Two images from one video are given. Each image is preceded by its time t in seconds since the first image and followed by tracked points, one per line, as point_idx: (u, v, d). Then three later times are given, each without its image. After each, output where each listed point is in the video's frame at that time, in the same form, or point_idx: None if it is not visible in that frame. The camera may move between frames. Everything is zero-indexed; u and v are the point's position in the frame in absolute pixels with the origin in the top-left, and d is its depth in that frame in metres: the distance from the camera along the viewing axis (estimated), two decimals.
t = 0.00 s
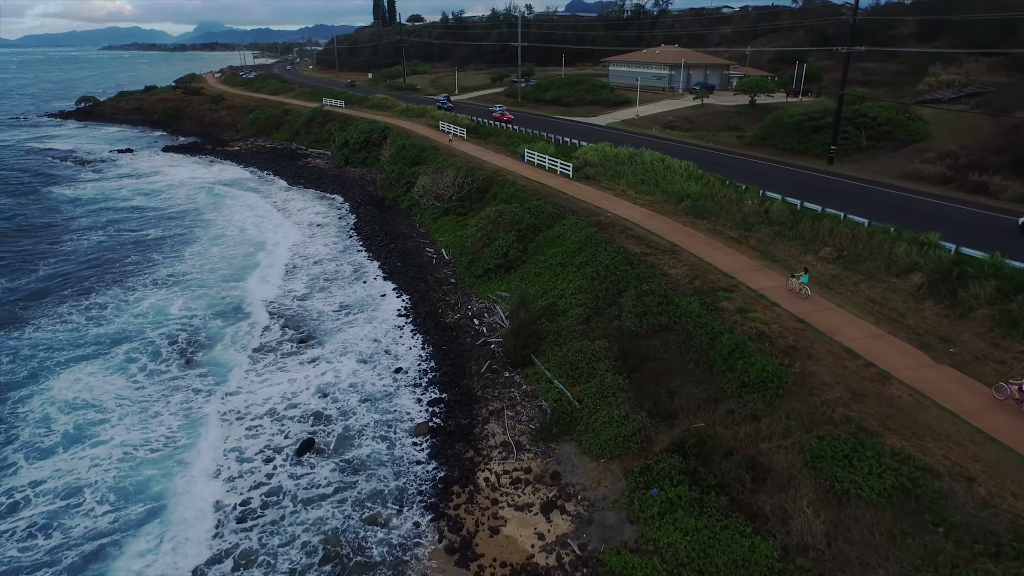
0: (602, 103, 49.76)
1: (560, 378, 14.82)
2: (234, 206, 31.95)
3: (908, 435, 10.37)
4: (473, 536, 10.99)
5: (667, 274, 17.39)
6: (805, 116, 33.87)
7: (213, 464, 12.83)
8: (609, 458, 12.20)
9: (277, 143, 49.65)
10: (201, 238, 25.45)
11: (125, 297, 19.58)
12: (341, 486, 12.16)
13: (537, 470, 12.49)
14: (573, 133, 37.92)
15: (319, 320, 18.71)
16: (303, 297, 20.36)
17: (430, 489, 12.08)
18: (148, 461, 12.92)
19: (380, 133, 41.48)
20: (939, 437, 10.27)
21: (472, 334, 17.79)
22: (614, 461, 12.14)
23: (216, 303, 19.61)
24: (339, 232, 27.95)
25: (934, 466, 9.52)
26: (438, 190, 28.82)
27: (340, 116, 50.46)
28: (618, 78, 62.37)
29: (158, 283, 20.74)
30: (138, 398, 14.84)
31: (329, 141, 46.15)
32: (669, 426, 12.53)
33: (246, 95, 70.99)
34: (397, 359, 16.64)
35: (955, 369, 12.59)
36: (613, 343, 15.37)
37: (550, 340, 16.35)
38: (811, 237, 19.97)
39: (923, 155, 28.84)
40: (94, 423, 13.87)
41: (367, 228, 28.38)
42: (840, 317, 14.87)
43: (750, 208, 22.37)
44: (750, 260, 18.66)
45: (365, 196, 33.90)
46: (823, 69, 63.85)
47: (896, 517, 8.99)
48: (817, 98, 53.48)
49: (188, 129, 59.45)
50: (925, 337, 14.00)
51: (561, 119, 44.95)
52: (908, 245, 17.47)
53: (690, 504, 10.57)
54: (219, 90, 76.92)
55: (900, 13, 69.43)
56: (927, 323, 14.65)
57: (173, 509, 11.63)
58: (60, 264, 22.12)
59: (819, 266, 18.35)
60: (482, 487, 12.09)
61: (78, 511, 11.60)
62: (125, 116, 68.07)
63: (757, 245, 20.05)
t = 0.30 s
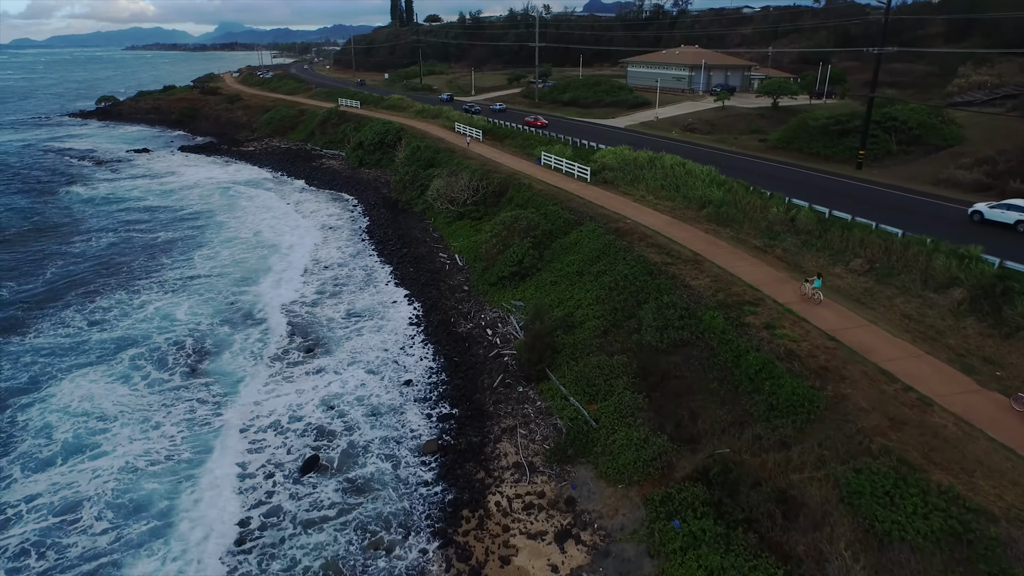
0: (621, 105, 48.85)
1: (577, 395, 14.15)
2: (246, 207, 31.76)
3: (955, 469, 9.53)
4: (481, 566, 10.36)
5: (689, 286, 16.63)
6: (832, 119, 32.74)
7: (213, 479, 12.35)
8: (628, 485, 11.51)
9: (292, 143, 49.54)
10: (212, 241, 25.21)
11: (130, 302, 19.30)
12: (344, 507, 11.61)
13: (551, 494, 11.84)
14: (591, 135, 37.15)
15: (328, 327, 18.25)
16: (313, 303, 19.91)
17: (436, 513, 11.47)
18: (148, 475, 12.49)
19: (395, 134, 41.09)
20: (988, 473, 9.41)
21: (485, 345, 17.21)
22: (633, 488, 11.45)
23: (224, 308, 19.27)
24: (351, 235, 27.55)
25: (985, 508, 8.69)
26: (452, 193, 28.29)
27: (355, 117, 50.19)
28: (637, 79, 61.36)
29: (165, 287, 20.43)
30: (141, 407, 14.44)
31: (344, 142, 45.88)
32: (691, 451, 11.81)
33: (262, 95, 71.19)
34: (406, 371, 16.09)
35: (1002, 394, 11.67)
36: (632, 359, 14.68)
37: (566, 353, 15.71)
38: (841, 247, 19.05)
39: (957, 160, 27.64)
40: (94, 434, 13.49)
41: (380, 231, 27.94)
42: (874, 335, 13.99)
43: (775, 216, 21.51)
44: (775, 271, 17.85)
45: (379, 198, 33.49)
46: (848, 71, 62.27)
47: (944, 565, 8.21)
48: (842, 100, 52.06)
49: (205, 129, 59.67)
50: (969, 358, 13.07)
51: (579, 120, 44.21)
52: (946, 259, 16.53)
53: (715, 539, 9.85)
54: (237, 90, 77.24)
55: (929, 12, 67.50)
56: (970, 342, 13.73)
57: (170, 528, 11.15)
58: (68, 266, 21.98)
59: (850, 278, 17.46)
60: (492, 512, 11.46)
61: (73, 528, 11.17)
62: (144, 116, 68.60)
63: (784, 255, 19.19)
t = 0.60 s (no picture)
0: (641, 106, 47.96)
1: (595, 414, 13.49)
2: (260, 208, 31.68)
3: (1013, 514, 8.68)
4: None
5: (714, 299, 15.86)
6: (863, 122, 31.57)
7: (214, 496, 11.91)
8: (649, 515, 10.84)
9: (310, 143, 49.43)
10: (225, 244, 25.05)
11: (137, 306, 19.09)
12: (348, 531, 11.08)
13: (566, 522, 11.21)
14: (611, 137, 36.41)
15: (338, 335, 17.83)
16: (325, 309, 19.50)
17: (444, 541, 10.89)
18: (148, 490, 12.09)
19: (412, 135, 40.75)
20: None
21: (500, 358, 16.65)
22: (654, 519, 10.78)
23: (234, 312, 18.99)
24: (365, 238, 27.20)
25: None
26: (469, 197, 27.79)
27: (372, 117, 49.99)
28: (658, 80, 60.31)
29: (173, 291, 20.22)
30: (145, 417, 14.10)
31: (360, 142, 45.67)
32: (717, 480, 11.08)
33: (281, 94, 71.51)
34: (417, 384, 15.57)
35: None
36: (653, 377, 13.98)
37: (585, 368, 15.07)
38: (875, 260, 18.10)
39: (997, 166, 26.36)
40: (96, 444, 13.17)
41: (394, 235, 27.53)
42: (916, 356, 13.07)
43: (805, 224, 20.61)
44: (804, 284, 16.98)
45: (394, 200, 33.11)
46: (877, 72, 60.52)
47: None
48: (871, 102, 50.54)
49: (225, 129, 59.95)
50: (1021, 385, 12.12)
51: (598, 122, 43.46)
52: (991, 274, 15.54)
53: None
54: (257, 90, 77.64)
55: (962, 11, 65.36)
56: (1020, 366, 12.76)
57: (168, 549, 10.73)
58: (79, 269, 21.90)
59: (885, 292, 16.53)
60: (503, 540, 10.86)
61: (68, 546, 10.80)
62: (166, 116, 69.27)
63: (814, 266, 18.30)
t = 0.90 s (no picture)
0: (662, 108, 47.02)
1: (613, 435, 12.82)
2: (274, 211, 31.60)
3: None
4: None
5: (740, 313, 15.08)
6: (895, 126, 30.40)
7: (214, 514, 11.44)
8: (671, 550, 10.20)
9: (326, 144, 49.33)
10: (236, 248, 24.90)
11: (144, 311, 18.88)
12: (350, 558, 10.52)
13: (582, 552, 10.59)
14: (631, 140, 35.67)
15: (347, 343, 17.39)
16: (337, 316, 19.10)
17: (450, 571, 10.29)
18: (146, 505, 11.68)
19: (428, 137, 40.32)
20: None
21: (514, 371, 16.13)
22: (677, 555, 10.13)
23: (243, 318, 18.67)
24: (379, 242, 26.84)
25: None
26: (485, 201, 27.27)
27: (389, 117, 49.71)
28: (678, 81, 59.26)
29: (181, 295, 20.01)
30: (147, 427, 13.74)
31: (377, 143, 45.40)
32: (745, 514, 10.38)
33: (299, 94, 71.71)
34: (428, 398, 15.06)
35: None
36: (674, 397, 13.27)
37: (603, 385, 14.45)
38: (911, 273, 17.16)
39: None
40: (96, 456, 12.84)
41: (409, 239, 27.12)
42: (961, 380, 12.17)
43: (835, 234, 19.70)
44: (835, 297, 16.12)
45: (409, 202, 32.73)
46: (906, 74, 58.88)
47: None
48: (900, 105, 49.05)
49: (243, 129, 60.29)
50: None
51: (618, 124, 42.71)
52: None
53: None
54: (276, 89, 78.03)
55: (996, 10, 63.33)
56: None
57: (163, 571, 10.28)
58: (89, 271, 21.86)
59: (924, 308, 15.60)
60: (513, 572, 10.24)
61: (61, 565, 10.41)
62: (186, 116, 69.95)
63: (845, 278, 17.41)
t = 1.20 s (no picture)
0: (697, 111, 45.78)
1: (644, 461, 12.17)
2: (301, 213, 32.06)
3: None
4: None
5: (781, 331, 14.23)
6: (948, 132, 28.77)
7: (227, 529, 11.13)
8: None
9: (356, 144, 49.53)
10: (262, 250, 25.48)
11: (165, 314, 19.21)
12: None
13: None
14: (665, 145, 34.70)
15: (369, 353, 17.21)
16: (362, 323, 18.94)
17: None
18: (160, 515, 11.46)
19: (457, 138, 39.96)
20: None
21: (541, 387, 15.60)
22: None
23: (266, 325, 18.69)
24: (405, 246, 26.64)
25: None
26: (514, 206, 26.75)
27: (418, 118, 49.53)
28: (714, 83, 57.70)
29: (201, 299, 20.40)
30: (164, 434, 13.68)
31: (405, 144, 45.27)
32: (788, 558, 9.62)
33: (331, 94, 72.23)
34: (450, 413, 14.66)
35: None
36: (709, 422, 12.54)
37: (634, 406, 13.82)
38: (969, 292, 15.97)
39: None
40: (112, 462, 12.77)
41: (436, 243, 26.82)
42: None
43: (882, 248, 18.59)
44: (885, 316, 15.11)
45: (437, 205, 32.45)
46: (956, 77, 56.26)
47: None
48: (949, 109, 46.81)
49: (275, 128, 61.14)
50: None
51: (651, 127, 41.77)
52: None
53: None
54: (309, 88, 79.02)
55: None
56: None
57: None
58: (115, 273, 22.37)
59: (983, 331, 14.44)
60: None
61: None
62: (222, 115, 71.40)
63: (896, 296, 16.31)
